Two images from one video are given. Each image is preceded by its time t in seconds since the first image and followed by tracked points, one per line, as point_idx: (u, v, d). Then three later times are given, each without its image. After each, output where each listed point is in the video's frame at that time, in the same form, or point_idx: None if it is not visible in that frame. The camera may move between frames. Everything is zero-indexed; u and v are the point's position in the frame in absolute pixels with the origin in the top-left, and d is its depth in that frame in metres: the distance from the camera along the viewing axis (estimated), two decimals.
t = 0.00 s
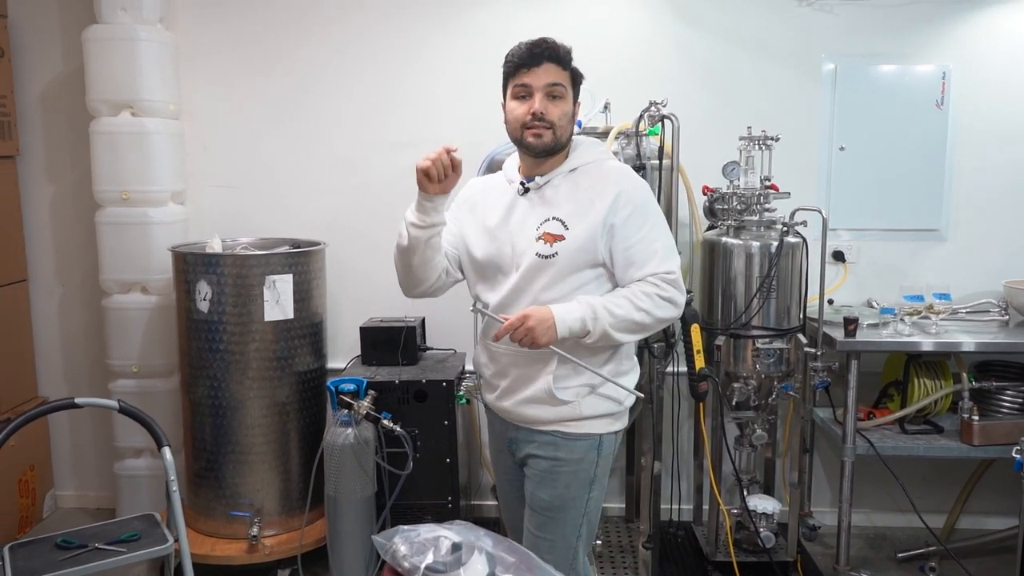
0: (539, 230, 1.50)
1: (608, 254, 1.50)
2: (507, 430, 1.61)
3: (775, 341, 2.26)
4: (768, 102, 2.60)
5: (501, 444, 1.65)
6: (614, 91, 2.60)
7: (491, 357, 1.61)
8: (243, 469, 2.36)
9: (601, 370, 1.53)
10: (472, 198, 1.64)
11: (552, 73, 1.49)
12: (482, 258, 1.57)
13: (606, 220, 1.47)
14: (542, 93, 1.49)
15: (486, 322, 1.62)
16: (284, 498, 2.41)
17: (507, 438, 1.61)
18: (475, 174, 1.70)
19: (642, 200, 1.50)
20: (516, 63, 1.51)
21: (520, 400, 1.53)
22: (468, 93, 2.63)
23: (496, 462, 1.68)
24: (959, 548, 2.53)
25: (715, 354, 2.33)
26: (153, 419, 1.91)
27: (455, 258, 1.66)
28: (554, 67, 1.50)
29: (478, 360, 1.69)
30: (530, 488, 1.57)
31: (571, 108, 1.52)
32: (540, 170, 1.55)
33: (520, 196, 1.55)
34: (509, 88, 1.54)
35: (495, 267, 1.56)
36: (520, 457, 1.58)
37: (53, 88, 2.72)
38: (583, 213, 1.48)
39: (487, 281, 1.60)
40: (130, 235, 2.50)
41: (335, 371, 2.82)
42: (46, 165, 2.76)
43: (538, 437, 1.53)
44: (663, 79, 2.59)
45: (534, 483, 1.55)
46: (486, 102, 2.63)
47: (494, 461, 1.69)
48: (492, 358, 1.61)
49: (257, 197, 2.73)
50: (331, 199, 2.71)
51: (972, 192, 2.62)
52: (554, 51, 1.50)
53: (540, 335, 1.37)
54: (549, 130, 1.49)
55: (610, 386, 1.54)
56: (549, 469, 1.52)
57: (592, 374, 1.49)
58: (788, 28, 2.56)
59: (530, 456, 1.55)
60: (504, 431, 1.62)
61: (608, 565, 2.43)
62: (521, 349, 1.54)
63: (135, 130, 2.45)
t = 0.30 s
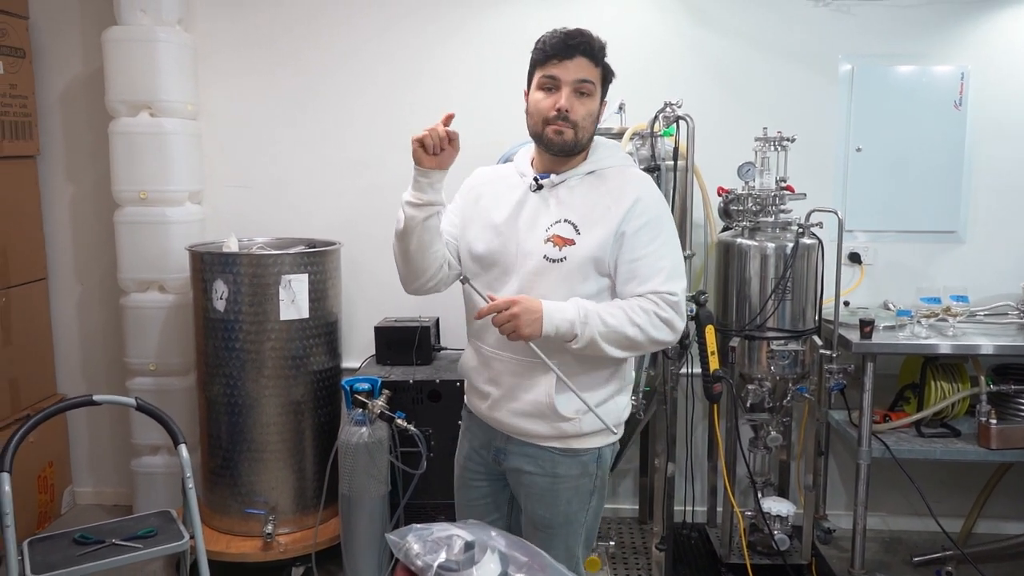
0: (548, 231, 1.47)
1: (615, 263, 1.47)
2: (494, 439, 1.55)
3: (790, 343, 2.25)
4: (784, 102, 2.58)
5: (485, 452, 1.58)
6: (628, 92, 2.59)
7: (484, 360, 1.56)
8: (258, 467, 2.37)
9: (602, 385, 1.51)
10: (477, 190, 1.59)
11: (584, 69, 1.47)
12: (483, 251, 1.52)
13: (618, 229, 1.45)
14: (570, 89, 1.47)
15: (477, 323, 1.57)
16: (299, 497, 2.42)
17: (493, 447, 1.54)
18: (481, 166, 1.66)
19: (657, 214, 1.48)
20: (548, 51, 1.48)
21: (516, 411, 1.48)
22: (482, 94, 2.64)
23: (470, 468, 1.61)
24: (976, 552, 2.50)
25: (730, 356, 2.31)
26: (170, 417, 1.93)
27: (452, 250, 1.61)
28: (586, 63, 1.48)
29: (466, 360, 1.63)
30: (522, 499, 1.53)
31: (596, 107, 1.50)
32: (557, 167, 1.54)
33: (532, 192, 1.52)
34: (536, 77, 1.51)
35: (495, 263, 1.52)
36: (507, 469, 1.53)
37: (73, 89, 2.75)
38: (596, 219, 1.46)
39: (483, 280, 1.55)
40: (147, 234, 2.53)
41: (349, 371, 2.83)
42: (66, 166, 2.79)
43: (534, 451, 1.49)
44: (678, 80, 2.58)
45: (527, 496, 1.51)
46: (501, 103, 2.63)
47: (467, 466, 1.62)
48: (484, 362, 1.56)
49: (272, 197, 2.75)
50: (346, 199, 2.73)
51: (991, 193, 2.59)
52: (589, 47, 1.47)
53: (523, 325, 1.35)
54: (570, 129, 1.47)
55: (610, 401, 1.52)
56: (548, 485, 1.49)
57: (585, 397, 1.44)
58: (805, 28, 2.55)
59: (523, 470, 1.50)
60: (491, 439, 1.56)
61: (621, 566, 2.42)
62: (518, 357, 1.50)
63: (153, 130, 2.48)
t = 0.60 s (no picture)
0: (572, 234, 1.45)
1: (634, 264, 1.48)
2: (499, 441, 1.51)
3: (808, 339, 2.24)
4: (802, 98, 2.57)
5: (488, 451, 1.55)
6: (645, 87, 2.59)
7: (497, 364, 1.51)
8: (276, 461, 2.39)
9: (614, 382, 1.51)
10: (481, 194, 1.53)
11: (592, 71, 1.42)
12: (500, 257, 1.48)
13: (643, 231, 1.46)
14: (578, 91, 1.42)
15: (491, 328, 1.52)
16: (316, 491, 2.44)
17: (499, 449, 1.51)
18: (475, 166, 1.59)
19: (675, 217, 1.50)
20: (554, 53, 1.42)
21: (532, 414, 1.46)
22: (498, 91, 2.64)
23: (470, 471, 1.57)
24: (997, 550, 2.48)
25: (746, 352, 2.31)
26: (190, 411, 1.95)
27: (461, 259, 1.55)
28: (595, 63, 1.42)
29: (469, 361, 1.58)
30: (531, 499, 1.52)
31: (604, 109, 1.45)
32: (564, 169, 1.51)
33: (546, 194, 1.49)
34: (540, 77, 1.45)
35: (514, 268, 1.48)
36: (515, 472, 1.51)
37: (94, 86, 2.78)
38: (621, 221, 1.46)
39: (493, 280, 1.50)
40: (167, 229, 2.55)
41: (366, 367, 2.85)
42: (87, 162, 2.83)
43: (545, 453, 1.47)
44: (696, 75, 2.57)
45: (537, 497, 1.50)
46: (517, 99, 2.63)
47: (463, 469, 1.57)
48: (495, 366, 1.52)
49: (290, 194, 2.76)
50: (362, 196, 2.74)
51: (1013, 189, 2.56)
52: (597, 47, 1.42)
53: (565, 326, 1.32)
54: (578, 133, 1.43)
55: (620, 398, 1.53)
56: (562, 486, 1.48)
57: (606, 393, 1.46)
58: (824, 23, 2.53)
59: (535, 472, 1.48)
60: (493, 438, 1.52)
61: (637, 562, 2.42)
62: (534, 359, 1.47)
63: (172, 127, 2.50)
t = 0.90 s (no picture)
0: (551, 234, 1.44)
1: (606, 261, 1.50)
2: (486, 452, 1.46)
3: (811, 340, 2.24)
4: (806, 98, 2.57)
5: (471, 464, 1.48)
6: (649, 87, 2.59)
7: (479, 376, 1.45)
8: (281, 461, 2.40)
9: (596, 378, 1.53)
10: (446, 192, 1.46)
11: (560, 65, 1.42)
12: (473, 260, 1.41)
13: (618, 228, 1.49)
14: (547, 84, 1.41)
15: (469, 341, 1.44)
16: (321, 490, 2.45)
17: (487, 460, 1.46)
18: (432, 167, 1.52)
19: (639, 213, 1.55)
20: (524, 45, 1.41)
21: (526, 420, 1.44)
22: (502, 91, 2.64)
23: (453, 490, 1.48)
24: (1000, 551, 2.48)
25: (750, 353, 2.31)
26: (194, 411, 1.95)
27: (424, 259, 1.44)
28: (562, 58, 1.42)
29: (440, 380, 1.48)
30: (524, 505, 1.49)
31: (570, 105, 1.45)
32: (526, 167, 1.48)
33: (518, 195, 1.45)
34: (507, 70, 1.44)
35: (489, 271, 1.42)
36: (505, 479, 1.47)
37: (99, 86, 2.79)
38: (597, 220, 1.47)
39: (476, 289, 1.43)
40: (172, 229, 2.56)
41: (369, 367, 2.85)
42: (91, 162, 2.84)
43: (537, 455, 1.46)
44: (698, 75, 2.57)
45: (530, 501, 1.48)
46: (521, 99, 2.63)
47: (444, 488, 1.49)
48: (475, 378, 1.45)
49: (293, 194, 2.77)
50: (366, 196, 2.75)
51: (1017, 189, 2.56)
52: (565, 42, 1.42)
53: (567, 316, 1.32)
54: (546, 125, 1.41)
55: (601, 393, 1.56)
56: (557, 485, 1.47)
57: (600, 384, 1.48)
58: (827, 24, 2.53)
59: (528, 476, 1.46)
60: (475, 450, 1.47)
61: (640, 562, 2.42)
62: (520, 366, 1.44)
63: (177, 127, 2.51)
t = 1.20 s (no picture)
0: (504, 231, 1.43)
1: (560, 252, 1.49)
2: (451, 457, 1.43)
3: (821, 342, 2.24)
4: (815, 100, 2.56)
5: (436, 469, 1.44)
6: (658, 89, 2.58)
7: (441, 379, 1.42)
8: (290, 461, 2.41)
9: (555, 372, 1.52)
10: (397, 202, 1.43)
11: (490, 60, 1.40)
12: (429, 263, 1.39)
13: (569, 220, 1.48)
14: (478, 80, 1.39)
15: (428, 346, 1.41)
16: (329, 491, 2.45)
17: (453, 465, 1.43)
18: (379, 177, 1.49)
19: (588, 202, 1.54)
20: (451, 45, 1.40)
21: (491, 420, 1.41)
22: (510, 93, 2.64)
23: (421, 498, 1.45)
24: (1012, 555, 2.47)
25: (760, 355, 2.31)
26: (206, 410, 1.96)
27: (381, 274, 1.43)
28: (492, 54, 1.41)
29: (399, 387, 1.44)
30: (493, 512, 1.46)
31: (506, 100, 1.42)
32: (469, 167, 1.45)
33: (468, 195, 1.43)
34: (440, 73, 1.42)
35: (445, 275, 1.40)
36: (472, 485, 1.44)
37: (110, 86, 2.80)
38: (548, 213, 1.46)
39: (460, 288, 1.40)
40: (183, 229, 2.57)
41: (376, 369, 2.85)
42: (102, 162, 2.85)
43: (502, 456, 1.43)
44: (707, 77, 2.57)
45: (500, 506, 1.45)
46: (529, 100, 2.63)
47: (412, 498, 1.45)
48: (435, 381, 1.42)
49: (301, 194, 2.78)
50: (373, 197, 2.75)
51: None
52: (493, 38, 1.41)
53: (536, 302, 1.32)
54: (482, 122, 1.38)
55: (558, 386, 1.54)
56: (527, 485, 1.46)
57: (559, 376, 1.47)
58: (837, 25, 2.52)
59: (493, 480, 1.43)
60: (439, 454, 1.44)
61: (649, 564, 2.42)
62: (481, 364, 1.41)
63: (188, 128, 2.52)
